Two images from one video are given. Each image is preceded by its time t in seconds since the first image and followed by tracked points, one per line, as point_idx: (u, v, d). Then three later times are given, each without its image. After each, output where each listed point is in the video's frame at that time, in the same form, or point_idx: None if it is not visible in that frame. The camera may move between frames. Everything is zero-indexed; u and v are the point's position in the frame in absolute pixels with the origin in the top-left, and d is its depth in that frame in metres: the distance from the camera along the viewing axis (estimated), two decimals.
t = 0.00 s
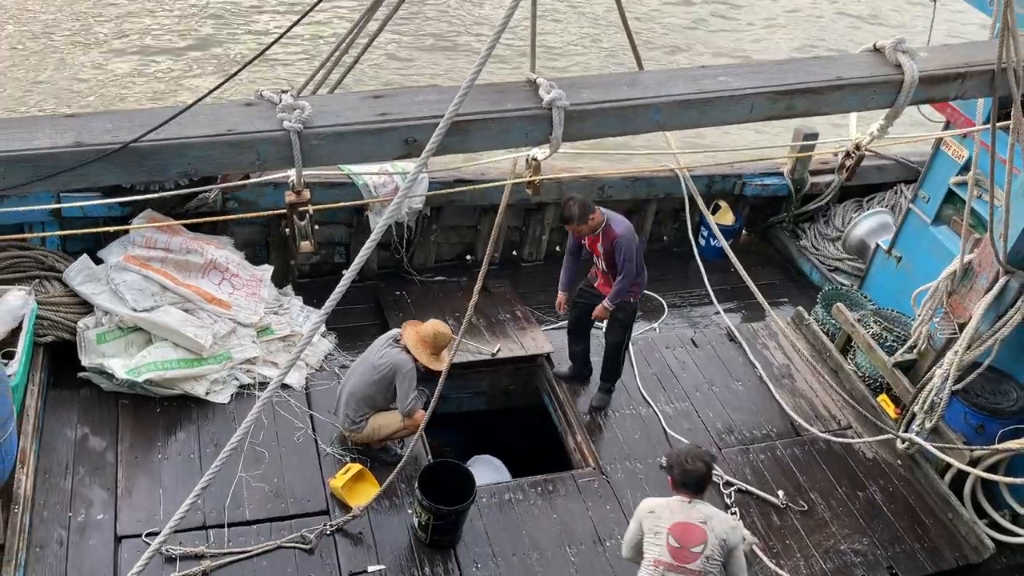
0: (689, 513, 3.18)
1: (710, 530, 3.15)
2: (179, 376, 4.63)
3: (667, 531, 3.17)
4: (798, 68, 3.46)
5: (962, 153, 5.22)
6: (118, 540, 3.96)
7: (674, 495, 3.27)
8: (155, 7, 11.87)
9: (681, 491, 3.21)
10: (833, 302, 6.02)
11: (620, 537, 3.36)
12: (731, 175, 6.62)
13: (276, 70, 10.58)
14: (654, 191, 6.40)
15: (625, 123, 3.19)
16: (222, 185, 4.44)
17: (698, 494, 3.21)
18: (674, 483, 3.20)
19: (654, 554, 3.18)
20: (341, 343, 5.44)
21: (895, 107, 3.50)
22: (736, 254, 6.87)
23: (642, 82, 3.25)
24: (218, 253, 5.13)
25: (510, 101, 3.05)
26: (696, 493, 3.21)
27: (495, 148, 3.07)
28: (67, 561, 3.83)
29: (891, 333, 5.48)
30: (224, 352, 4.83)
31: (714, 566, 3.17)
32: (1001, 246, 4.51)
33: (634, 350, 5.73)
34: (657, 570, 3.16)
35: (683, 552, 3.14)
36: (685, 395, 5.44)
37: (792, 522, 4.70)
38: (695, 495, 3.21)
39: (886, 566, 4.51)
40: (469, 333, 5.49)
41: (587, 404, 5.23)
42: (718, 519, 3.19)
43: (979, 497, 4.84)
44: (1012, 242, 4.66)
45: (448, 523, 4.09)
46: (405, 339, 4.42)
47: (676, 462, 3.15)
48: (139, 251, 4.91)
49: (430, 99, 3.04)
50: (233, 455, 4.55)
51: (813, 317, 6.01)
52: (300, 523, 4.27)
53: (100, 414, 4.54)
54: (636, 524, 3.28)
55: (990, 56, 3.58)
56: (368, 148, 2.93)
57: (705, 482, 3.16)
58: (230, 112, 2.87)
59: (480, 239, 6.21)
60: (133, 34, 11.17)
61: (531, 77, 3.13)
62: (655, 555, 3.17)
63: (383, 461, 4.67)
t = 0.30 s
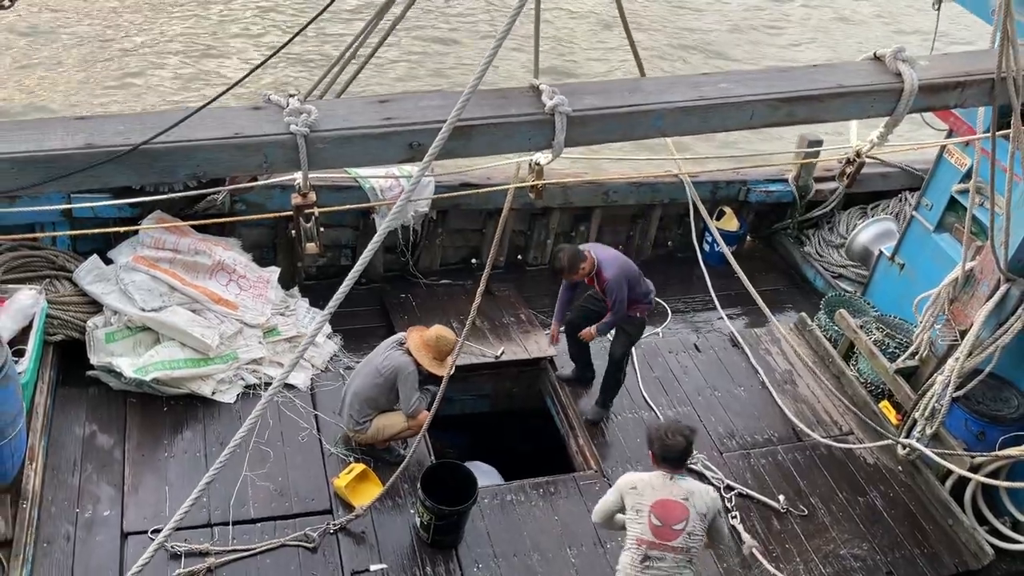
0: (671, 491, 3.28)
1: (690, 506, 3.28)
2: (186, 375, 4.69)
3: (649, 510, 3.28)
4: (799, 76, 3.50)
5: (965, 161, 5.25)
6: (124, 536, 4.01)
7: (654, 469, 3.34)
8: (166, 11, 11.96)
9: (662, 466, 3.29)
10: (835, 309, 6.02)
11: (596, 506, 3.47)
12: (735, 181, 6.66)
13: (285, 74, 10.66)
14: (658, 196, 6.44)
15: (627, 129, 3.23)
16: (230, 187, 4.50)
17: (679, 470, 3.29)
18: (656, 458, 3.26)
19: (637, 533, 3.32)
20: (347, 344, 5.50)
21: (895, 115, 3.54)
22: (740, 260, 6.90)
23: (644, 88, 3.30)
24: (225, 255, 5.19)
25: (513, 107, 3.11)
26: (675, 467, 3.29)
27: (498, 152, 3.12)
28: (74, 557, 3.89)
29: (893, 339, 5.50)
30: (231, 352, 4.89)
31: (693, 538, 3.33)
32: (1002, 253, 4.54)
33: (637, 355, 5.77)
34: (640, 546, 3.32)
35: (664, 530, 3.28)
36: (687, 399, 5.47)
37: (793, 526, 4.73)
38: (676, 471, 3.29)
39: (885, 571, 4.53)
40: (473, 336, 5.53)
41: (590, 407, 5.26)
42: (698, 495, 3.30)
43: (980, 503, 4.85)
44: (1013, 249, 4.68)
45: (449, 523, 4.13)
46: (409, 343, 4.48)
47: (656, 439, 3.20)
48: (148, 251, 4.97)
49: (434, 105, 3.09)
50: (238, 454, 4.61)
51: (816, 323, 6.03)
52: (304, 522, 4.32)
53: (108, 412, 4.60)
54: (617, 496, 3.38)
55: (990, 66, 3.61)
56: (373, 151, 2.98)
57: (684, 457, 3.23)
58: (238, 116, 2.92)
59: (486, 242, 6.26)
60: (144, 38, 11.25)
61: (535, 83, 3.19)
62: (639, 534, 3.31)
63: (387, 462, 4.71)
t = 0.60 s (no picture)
0: (671, 470, 3.34)
1: (689, 484, 3.36)
2: (197, 371, 4.75)
3: (650, 490, 3.36)
4: (806, 80, 3.53)
5: (973, 167, 5.25)
6: (135, 528, 4.08)
7: (653, 448, 3.40)
8: (181, 11, 12.07)
9: (661, 443, 3.33)
10: (843, 313, 6.07)
11: (594, 491, 3.52)
12: (745, 185, 6.68)
13: (298, 75, 10.75)
14: (668, 200, 6.47)
15: (634, 131, 3.27)
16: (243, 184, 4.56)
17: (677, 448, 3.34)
18: (655, 434, 3.31)
19: (639, 512, 3.42)
20: (356, 343, 5.56)
21: (900, 119, 3.56)
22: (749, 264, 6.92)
23: (651, 91, 3.34)
24: (238, 252, 5.26)
25: (521, 108, 3.16)
26: (673, 445, 3.34)
27: (506, 153, 3.17)
28: (86, 547, 3.95)
29: (900, 345, 5.52)
30: (242, 348, 4.95)
31: (694, 513, 3.42)
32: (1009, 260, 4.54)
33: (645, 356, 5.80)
34: (642, 525, 3.43)
35: (666, 509, 3.37)
36: (694, 401, 5.50)
37: (797, 529, 4.75)
38: (675, 448, 3.33)
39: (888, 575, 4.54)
40: (481, 336, 5.58)
41: (597, 409, 5.30)
42: (697, 472, 3.36)
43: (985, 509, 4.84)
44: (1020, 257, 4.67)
45: (455, 519, 4.18)
46: (416, 343, 4.52)
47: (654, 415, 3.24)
48: (162, 248, 5.05)
49: (444, 105, 3.14)
50: (248, 449, 4.67)
51: (824, 328, 6.05)
52: (312, 517, 4.38)
53: (121, 405, 4.67)
54: (617, 478, 3.44)
55: (996, 71, 3.63)
56: (383, 150, 3.04)
57: (682, 433, 3.28)
58: (251, 114, 2.98)
59: (495, 244, 6.31)
60: (159, 38, 11.36)
61: (543, 85, 3.23)
62: (641, 513, 3.40)
63: (394, 459, 4.77)
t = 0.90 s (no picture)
0: (688, 422, 3.54)
1: (705, 433, 3.56)
2: (218, 363, 4.84)
3: (670, 441, 3.53)
4: (822, 81, 3.56)
5: (992, 172, 5.25)
6: (155, 515, 4.16)
7: (666, 403, 3.59)
8: (205, 7, 12.19)
9: (674, 396, 3.54)
10: (859, 317, 6.06)
11: (609, 452, 3.61)
12: (762, 190, 6.71)
13: (319, 72, 10.84)
14: (685, 202, 6.50)
15: (650, 130, 3.32)
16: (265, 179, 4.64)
17: (688, 401, 3.56)
18: (667, 389, 3.53)
19: (660, 464, 3.56)
20: (373, 339, 5.62)
21: (917, 122, 3.58)
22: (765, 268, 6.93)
23: (668, 91, 3.38)
24: (259, 248, 5.34)
25: (539, 106, 3.21)
26: (685, 399, 3.56)
27: (524, 150, 3.22)
28: (107, 533, 4.04)
29: (916, 349, 5.52)
30: (261, 341, 5.04)
31: (711, 463, 3.60)
32: None
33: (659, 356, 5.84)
34: (664, 476, 3.56)
35: (685, 458, 3.53)
36: (708, 403, 5.52)
37: (809, 530, 4.76)
38: (687, 400, 3.55)
39: None
40: (496, 334, 5.63)
41: (610, 408, 5.33)
42: (710, 422, 3.57)
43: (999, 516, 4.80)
44: None
45: (469, 513, 4.23)
46: (433, 339, 4.58)
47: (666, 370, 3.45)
48: (185, 242, 5.13)
49: (463, 102, 3.20)
50: (267, 440, 4.75)
51: (839, 331, 6.06)
52: (327, 508, 4.44)
53: (143, 395, 4.76)
54: (634, 436, 3.57)
55: (1014, 75, 3.64)
56: (403, 146, 3.10)
57: (692, 385, 3.50)
58: (275, 109, 3.05)
59: (512, 244, 6.36)
60: (183, 35, 11.48)
61: (561, 84, 3.28)
62: (662, 464, 3.55)
63: (409, 453, 4.83)
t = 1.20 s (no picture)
0: (695, 400, 3.65)
1: (714, 409, 3.67)
2: (246, 354, 4.93)
3: (682, 421, 3.63)
4: (849, 83, 3.58)
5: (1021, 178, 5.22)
6: (182, 501, 4.25)
7: (670, 386, 3.71)
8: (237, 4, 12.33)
9: (675, 377, 3.69)
10: (884, 322, 6.02)
11: (622, 439, 3.67)
12: (788, 193, 6.74)
13: (347, 68, 10.94)
14: (710, 204, 6.50)
15: (677, 129, 3.35)
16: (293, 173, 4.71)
17: (691, 380, 3.69)
18: (668, 369, 3.67)
19: (675, 444, 3.64)
20: (398, 334, 5.69)
21: (944, 124, 3.58)
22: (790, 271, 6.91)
23: (695, 91, 3.41)
24: (288, 242, 5.43)
25: (567, 103, 3.25)
26: (688, 378, 3.69)
27: (552, 146, 3.27)
28: (136, 517, 4.13)
29: (941, 354, 5.49)
30: (289, 334, 5.12)
31: (723, 438, 3.70)
32: None
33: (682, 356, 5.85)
34: (682, 456, 3.64)
35: (700, 436, 3.63)
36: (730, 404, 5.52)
37: (829, 533, 4.75)
38: (690, 379, 3.68)
39: None
40: (519, 332, 5.68)
41: (632, 407, 5.36)
42: (717, 398, 3.69)
43: None
44: None
45: (489, 507, 4.27)
46: (457, 335, 4.63)
47: (665, 349, 3.63)
48: (215, 235, 5.24)
49: (492, 99, 3.25)
50: (292, 431, 4.82)
51: (864, 336, 6.04)
52: (350, 499, 4.51)
53: (172, 384, 4.86)
54: (645, 421, 3.66)
55: None
56: (433, 141, 3.15)
57: (692, 363, 3.66)
58: (309, 103, 3.13)
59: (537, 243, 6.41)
60: (216, 31, 11.63)
61: (589, 81, 3.32)
62: (679, 445, 3.63)
63: (431, 447, 4.88)
